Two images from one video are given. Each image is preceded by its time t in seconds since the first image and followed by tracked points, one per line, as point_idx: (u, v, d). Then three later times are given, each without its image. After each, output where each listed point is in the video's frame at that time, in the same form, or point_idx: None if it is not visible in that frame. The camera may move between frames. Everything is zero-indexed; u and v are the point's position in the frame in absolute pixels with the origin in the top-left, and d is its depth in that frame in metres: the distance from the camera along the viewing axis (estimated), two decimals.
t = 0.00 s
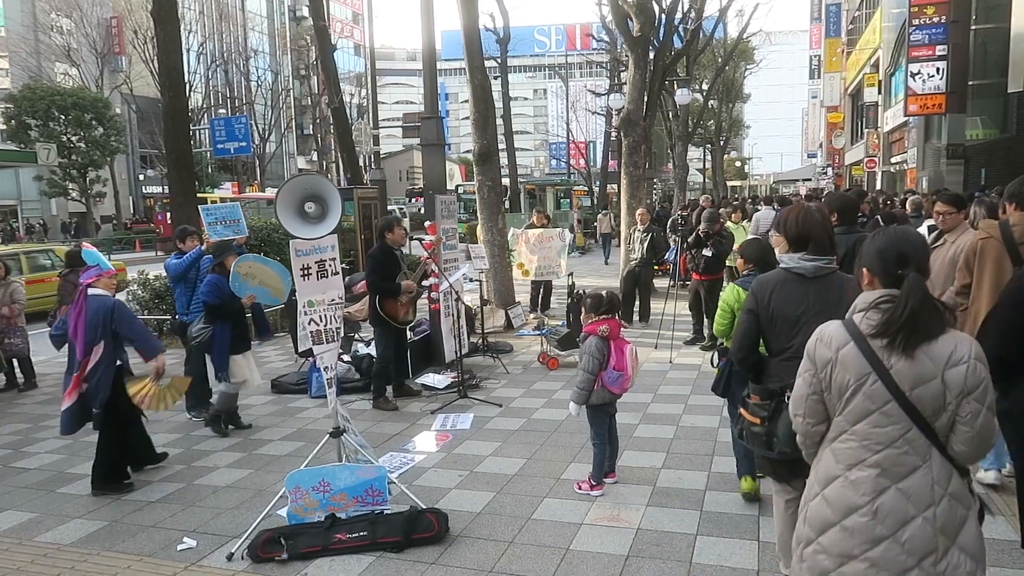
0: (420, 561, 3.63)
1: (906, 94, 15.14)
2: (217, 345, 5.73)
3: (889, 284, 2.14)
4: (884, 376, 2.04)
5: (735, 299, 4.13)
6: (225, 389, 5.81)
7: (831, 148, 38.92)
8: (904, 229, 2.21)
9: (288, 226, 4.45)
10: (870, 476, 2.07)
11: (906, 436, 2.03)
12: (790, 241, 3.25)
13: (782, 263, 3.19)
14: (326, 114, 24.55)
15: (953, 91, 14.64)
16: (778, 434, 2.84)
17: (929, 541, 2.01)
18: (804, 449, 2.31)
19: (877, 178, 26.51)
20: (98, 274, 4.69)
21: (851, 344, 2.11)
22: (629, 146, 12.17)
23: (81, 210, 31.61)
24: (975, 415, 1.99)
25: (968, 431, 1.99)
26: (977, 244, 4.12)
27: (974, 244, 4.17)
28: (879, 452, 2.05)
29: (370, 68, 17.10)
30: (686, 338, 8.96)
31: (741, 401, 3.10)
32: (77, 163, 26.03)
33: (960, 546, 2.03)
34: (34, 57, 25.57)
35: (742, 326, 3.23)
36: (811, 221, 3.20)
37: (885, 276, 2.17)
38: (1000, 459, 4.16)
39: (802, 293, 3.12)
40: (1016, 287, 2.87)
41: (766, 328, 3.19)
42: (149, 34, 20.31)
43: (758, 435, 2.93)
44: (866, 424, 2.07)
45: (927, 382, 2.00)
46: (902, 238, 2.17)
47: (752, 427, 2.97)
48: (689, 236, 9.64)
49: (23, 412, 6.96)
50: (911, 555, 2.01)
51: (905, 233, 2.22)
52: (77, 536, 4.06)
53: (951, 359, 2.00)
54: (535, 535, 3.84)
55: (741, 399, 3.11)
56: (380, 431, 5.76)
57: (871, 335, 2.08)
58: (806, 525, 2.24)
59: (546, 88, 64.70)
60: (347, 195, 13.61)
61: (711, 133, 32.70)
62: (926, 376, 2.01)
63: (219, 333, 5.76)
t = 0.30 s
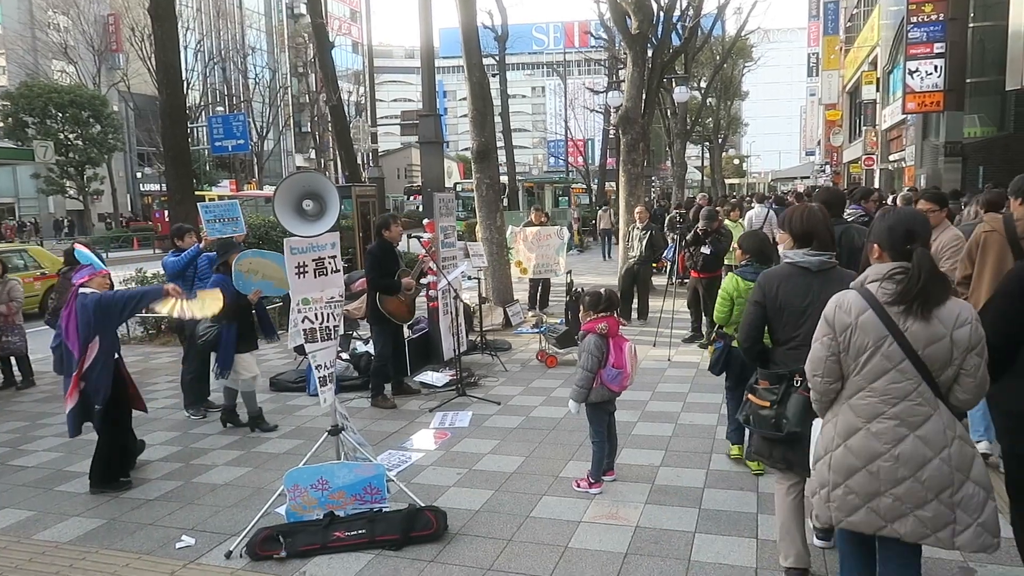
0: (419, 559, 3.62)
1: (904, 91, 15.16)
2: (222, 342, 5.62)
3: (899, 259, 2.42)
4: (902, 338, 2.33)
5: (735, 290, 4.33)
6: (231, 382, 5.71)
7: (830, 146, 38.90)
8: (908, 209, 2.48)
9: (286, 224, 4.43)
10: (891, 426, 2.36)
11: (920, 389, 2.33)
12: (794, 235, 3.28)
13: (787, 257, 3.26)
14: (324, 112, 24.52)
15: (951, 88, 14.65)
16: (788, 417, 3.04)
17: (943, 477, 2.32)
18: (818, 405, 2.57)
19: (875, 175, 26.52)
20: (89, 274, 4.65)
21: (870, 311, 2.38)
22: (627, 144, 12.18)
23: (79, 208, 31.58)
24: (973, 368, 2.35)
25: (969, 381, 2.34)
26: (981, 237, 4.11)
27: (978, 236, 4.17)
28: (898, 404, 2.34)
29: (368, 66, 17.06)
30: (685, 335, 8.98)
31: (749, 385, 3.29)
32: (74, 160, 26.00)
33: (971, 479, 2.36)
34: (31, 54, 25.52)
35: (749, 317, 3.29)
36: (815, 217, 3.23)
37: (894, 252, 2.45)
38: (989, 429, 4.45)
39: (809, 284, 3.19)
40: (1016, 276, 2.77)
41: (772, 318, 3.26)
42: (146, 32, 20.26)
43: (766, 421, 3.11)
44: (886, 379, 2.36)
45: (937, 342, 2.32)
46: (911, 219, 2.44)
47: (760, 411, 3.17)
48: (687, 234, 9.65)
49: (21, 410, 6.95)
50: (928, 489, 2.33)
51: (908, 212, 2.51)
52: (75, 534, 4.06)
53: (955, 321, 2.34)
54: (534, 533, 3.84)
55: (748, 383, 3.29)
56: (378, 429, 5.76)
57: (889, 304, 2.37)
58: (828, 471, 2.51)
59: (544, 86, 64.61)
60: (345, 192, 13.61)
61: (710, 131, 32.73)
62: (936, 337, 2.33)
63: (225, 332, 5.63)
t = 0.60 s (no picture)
0: (419, 556, 3.63)
1: (904, 88, 15.14)
2: (237, 342, 5.67)
3: (885, 255, 2.71)
4: (888, 325, 2.62)
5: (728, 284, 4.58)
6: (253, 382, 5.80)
7: (829, 144, 38.84)
8: (894, 211, 2.75)
9: (285, 222, 4.43)
10: (880, 403, 2.64)
11: (905, 368, 2.62)
12: (806, 226, 3.70)
13: (797, 248, 3.69)
14: (323, 110, 24.49)
15: (950, 85, 14.65)
16: (802, 398, 3.44)
17: (927, 446, 2.60)
18: (817, 388, 2.85)
19: (875, 172, 26.47)
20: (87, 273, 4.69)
21: (860, 303, 2.68)
22: (626, 142, 12.18)
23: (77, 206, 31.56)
24: (954, 350, 2.61)
25: (952, 361, 2.61)
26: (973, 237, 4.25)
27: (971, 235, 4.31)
28: (886, 383, 2.63)
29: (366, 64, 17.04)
30: (684, 333, 8.99)
31: (760, 368, 3.68)
32: (73, 159, 25.98)
33: (953, 450, 2.63)
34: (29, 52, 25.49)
35: (763, 301, 3.72)
36: (826, 210, 3.62)
37: (882, 248, 2.73)
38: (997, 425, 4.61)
39: (817, 274, 3.65)
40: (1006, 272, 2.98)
41: (783, 303, 3.70)
42: (144, 30, 20.22)
43: (781, 400, 3.51)
44: (876, 362, 2.65)
45: (920, 328, 2.61)
46: (897, 218, 2.71)
47: (774, 393, 3.56)
48: (687, 232, 9.66)
49: (21, 408, 6.95)
50: (914, 459, 2.60)
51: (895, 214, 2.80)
52: (75, 532, 4.06)
53: (935, 310, 2.62)
54: (534, 530, 3.84)
55: (759, 367, 3.67)
56: (378, 427, 5.76)
57: (876, 295, 2.67)
58: (826, 447, 2.79)
59: (543, 84, 64.51)
60: (344, 191, 13.59)
61: (709, 128, 32.71)
62: (919, 323, 2.61)
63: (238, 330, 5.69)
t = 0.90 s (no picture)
0: (420, 558, 3.63)
1: (904, 88, 15.14)
2: (246, 341, 5.67)
3: (882, 243, 3.10)
4: (886, 305, 3.01)
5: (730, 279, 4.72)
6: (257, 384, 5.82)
7: (830, 144, 38.77)
8: (888, 204, 3.15)
9: (287, 224, 4.45)
10: (879, 375, 3.02)
11: (901, 344, 3.00)
12: (799, 227, 3.84)
13: (791, 248, 3.83)
14: (324, 112, 24.52)
15: (951, 84, 14.65)
16: (802, 388, 3.50)
17: (921, 413, 2.99)
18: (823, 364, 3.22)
19: (876, 172, 26.44)
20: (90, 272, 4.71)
21: (860, 286, 3.07)
22: (627, 143, 12.19)
23: (80, 208, 31.63)
24: (946, 326, 2.99)
25: (942, 336, 3.00)
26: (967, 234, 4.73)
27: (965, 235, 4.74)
28: (885, 357, 3.01)
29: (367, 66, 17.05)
30: (686, 333, 8.98)
31: (760, 362, 3.74)
32: (75, 161, 26.00)
33: (943, 415, 3.02)
34: (31, 55, 25.58)
35: (761, 298, 3.79)
36: (818, 210, 3.79)
37: (879, 238, 3.13)
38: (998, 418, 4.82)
39: (811, 271, 3.75)
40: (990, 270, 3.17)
41: (780, 300, 3.77)
42: (146, 32, 20.27)
43: (781, 392, 3.57)
44: (876, 338, 3.02)
45: (915, 306, 2.99)
46: (893, 211, 3.10)
47: (774, 385, 3.62)
48: (688, 233, 9.65)
49: (23, 411, 6.97)
50: (909, 423, 2.99)
51: (891, 208, 3.18)
52: (77, 534, 4.07)
53: (928, 291, 3.01)
54: (535, 532, 3.84)
55: (760, 361, 3.74)
56: (380, 429, 5.77)
57: (874, 278, 3.05)
58: (830, 417, 3.16)
59: (544, 85, 64.52)
60: (345, 193, 13.61)
61: (710, 129, 32.72)
62: (913, 302, 2.99)
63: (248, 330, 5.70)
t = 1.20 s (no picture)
0: (422, 558, 3.64)
1: (906, 88, 15.11)
2: (260, 338, 5.71)
3: (889, 240, 3.29)
4: (896, 299, 3.21)
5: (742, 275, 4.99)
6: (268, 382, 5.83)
7: (833, 144, 38.72)
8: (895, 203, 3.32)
9: (289, 225, 4.45)
10: (889, 363, 3.23)
11: (910, 334, 3.21)
12: (785, 226, 4.00)
13: (780, 246, 3.99)
14: (326, 113, 24.52)
15: (953, 84, 14.63)
16: (793, 374, 3.80)
17: (927, 397, 3.22)
18: (832, 354, 3.39)
19: (879, 173, 26.40)
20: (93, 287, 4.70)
21: (873, 281, 3.25)
22: (629, 143, 12.19)
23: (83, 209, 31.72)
24: (947, 317, 3.24)
25: (942, 327, 3.24)
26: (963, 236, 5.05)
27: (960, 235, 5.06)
28: (895, 347, 3.21)
29: (369, 66, 17.07)
30: (688, 334, 8.99)
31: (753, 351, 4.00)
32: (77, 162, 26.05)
33: (943, 399, 3.27)
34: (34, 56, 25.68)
35: (753, 295, 4.00)
36: (802, 209, 3.96)
37: (886, 234, 3.29)
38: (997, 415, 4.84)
39: (800, 266, 3.93)
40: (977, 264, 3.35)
41: (771, 295, 3.98)
42: (149, 33, 20.32)
43: (772, 377, 3.84)
44: (887, 329, 3.21)
45: (922, 300, 3.20)
46: (901, 210, 3.28)
47: (766, 371, 3.89)
48: (690, 233, 9.65)
49: (26, 410, 6.99)
50: (915, 407, 3.22)
51: (893, 207, 3.39)
52: (80, 534, 4.08)
53: (933, 285, 3.23)
54: (537, 532, 3.85)
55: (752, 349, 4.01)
56: (382, 429, 5.77)
57: (886, 274, 3.24)
58: (840, 403, 3.34)
59: (545, 85, 64.53)
60: (347, 193, 13.64)
61: (712, 129, 32.73)
62: (922, 297, 3.21)
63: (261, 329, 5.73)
